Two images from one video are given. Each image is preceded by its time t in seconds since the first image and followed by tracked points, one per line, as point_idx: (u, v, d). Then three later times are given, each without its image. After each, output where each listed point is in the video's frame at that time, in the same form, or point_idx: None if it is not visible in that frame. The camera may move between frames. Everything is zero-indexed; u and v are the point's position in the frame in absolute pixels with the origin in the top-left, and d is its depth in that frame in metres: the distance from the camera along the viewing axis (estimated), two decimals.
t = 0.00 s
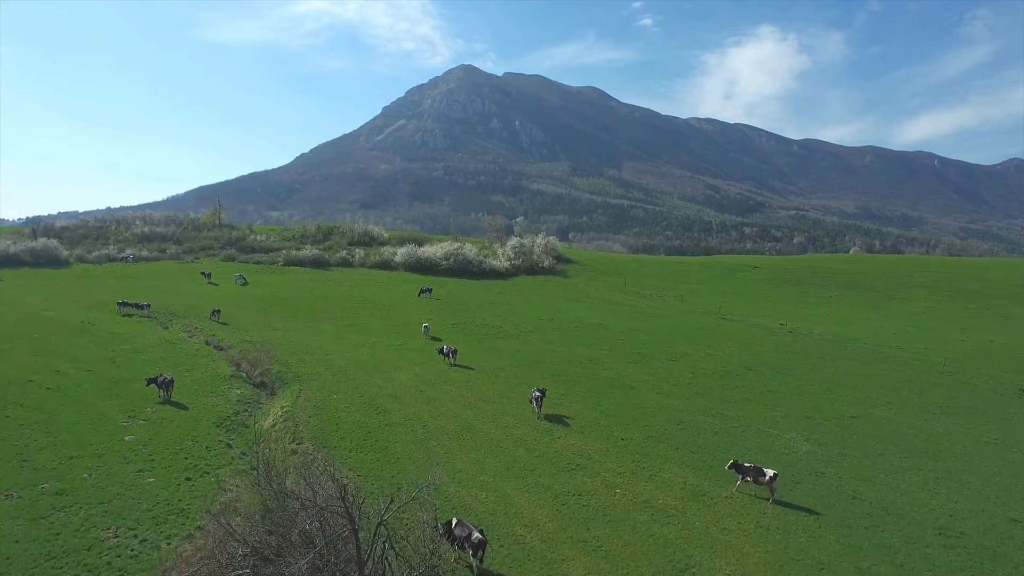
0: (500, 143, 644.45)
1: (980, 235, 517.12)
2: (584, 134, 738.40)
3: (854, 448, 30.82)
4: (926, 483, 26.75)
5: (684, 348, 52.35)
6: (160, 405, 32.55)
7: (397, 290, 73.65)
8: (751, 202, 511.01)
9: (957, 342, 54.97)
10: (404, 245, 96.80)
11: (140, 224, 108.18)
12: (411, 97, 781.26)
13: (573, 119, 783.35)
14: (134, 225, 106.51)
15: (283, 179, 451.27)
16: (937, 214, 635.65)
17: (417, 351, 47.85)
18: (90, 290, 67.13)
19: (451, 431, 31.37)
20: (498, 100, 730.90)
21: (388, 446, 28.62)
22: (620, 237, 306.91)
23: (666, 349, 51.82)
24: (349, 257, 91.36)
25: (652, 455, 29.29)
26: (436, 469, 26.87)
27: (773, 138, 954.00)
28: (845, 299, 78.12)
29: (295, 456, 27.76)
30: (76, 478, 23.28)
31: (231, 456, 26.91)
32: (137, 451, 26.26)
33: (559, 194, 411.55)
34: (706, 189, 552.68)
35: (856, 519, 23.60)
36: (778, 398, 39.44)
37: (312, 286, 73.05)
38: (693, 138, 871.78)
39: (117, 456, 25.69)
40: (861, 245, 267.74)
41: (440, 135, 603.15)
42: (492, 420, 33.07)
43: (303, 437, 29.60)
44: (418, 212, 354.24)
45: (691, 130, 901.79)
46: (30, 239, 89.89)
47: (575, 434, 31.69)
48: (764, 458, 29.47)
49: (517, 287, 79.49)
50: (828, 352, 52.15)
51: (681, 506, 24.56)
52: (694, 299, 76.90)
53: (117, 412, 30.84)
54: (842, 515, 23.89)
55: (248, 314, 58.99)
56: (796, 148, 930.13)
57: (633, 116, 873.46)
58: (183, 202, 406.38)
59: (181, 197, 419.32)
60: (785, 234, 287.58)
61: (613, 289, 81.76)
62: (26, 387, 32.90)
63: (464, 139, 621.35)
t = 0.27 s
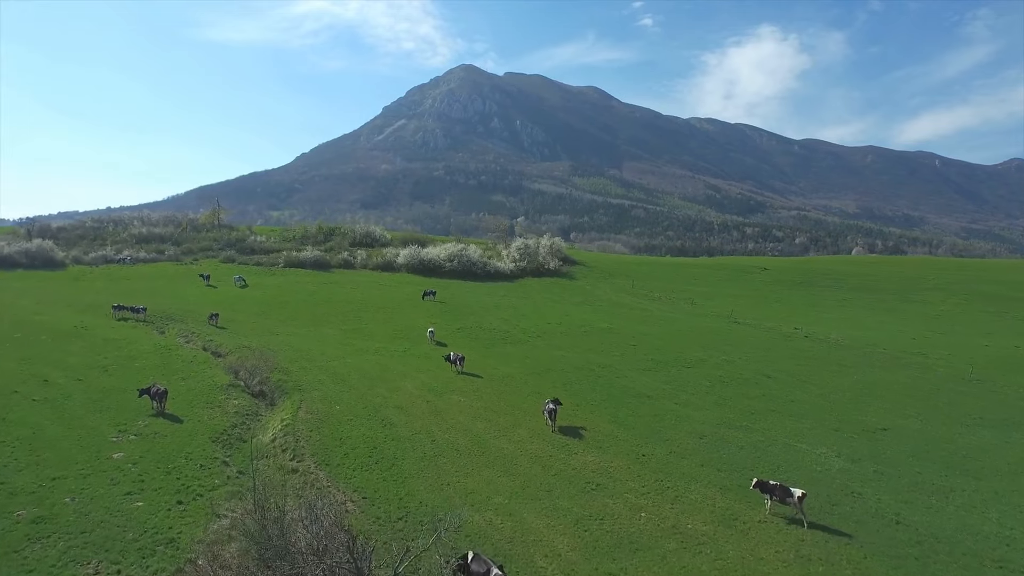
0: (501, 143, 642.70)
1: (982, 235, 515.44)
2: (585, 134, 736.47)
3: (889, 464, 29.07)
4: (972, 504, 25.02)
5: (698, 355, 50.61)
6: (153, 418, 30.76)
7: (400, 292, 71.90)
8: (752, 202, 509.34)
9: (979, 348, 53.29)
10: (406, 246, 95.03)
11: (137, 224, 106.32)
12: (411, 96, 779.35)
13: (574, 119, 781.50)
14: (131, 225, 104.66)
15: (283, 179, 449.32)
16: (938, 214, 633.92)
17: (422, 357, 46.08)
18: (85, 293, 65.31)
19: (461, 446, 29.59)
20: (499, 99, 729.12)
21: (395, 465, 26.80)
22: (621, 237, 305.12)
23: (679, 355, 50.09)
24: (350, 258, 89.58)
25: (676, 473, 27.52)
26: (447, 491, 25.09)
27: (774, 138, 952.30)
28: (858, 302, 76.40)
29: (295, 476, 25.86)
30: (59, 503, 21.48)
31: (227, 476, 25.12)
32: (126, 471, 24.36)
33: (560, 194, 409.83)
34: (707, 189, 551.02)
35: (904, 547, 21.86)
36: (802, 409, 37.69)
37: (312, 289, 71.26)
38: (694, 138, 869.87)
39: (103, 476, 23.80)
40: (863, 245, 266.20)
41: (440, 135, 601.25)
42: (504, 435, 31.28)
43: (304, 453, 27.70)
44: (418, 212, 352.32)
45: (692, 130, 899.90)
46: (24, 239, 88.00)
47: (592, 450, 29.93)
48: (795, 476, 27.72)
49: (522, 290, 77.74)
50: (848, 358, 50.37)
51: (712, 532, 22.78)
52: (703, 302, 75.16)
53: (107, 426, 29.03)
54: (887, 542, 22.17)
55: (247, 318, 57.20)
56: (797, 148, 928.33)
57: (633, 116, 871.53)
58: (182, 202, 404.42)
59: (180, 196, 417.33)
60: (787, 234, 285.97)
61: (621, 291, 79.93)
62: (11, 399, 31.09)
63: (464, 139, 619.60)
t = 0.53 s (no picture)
0: (501, 143, 640.82)
1: (984, 235, 513.53)
2: (586, 134, 734.60)
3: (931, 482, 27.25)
4: None
5: (713, 361, 48.79)
6: (146, 432, 28.93)
7: (403, 295, 70.07)
8: (753, 202, 507.44)
9: (1004, 353, 51.48)
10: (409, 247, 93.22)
11: (135, 224, 104.53)
12: (411, 96, 777.54)
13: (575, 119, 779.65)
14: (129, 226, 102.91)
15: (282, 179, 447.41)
16: (940, 214, 631.91)
17: (428, 364, 44.25)
18: (80, 295, 63.48)
19: (473, 463, 27.76)
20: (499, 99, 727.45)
21: (404, 486, 25.01)
22: (623, 237, 303.26)
23: (694, 361, 48.28)
24: (352, 259, 87.75)
25: (705, 494, 25.71)
26: (461, 515, 23.26)
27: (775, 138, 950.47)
28: (872, 305, 74.57)
29: (297, 498, 23.96)
30: (40, 533, 19.65)
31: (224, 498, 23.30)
32: (114, 494, 22.50)
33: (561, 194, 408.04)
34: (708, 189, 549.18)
35: None
36: (828, 420, 35.87)
37: (314, 291, 69.43)
38: (695, 138, 867.81)
39: (89, 499, 21.96)
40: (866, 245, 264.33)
41: (440, 135, 599.38)
42: (518, 450, 29.43)
43: (306, 472, 25.81)
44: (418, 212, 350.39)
45: (693, 130, 897.62)
46: (19, 240, 86.17)
47: (613, 467, 28.11)
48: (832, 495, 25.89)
49: (528, 292, 75.92)
50: (869, 365, 48.57)
51: (751, 563, 20.97)
52: (714, 305, 73.35)
53: (96, 442, 27.19)
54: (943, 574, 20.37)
55: (246, 322, 55.38)
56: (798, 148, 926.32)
57: (634, 116, 869.57)
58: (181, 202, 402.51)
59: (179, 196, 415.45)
60: (789, 234, 284.11)
61: (629, 293, 78.09)
62: None
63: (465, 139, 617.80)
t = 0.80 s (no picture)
0: (502, 143, 639.20)
1: (986, 235, 511.76)
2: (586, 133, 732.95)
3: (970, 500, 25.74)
4: None
5: (728, 367, 47.24)
6: (139, 446, 27.44)
7: (406, 297, 68.54)
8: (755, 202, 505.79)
9: None
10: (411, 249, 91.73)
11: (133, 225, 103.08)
12: (412, 96, 776.10)
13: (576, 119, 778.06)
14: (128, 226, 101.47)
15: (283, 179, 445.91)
16: (942, 214, 629.94)
17: (434, 371, 42.75)
18: (76, 298, 62.02)
19: (485, 480, 26.24)
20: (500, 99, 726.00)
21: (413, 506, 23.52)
22: (624, 237, 301.63)
23: (708, 367, 46.76)
24: (354, 260, 86.26)
25: (732, 514, 24.20)
26: (475, 540, 21.76)
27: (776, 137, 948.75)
28: (884, 307, 73.04)
29: (299, 521, 22.43)
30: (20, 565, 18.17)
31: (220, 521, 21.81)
32: (103, 518, 20.99)
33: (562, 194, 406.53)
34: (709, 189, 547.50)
35: None
36: (853, 430, 34.35)
37: (315, 293, 67.92)
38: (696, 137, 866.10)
39: (76, 524, 20.49)
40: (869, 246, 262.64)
41: (441, 134, 597.87)
42: (532, 465, 27.92)
43: (309, 491, 24.33)
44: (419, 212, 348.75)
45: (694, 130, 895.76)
46: (16, 241, 84.72)
47: (632, 484, 26.60)
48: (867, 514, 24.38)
49: (534, 295, 74.39)
50: (889, 371, 47.00)
51: None
52: (724, 308, 71.80)
53: (86, 457, 25.69)
54: None
55: (246, 326, 53.87)
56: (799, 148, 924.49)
57: (635, 116, 867.90)
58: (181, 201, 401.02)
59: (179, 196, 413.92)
60: (791, 234, 282.44)
61: (637, 296, 76.58)
62: None
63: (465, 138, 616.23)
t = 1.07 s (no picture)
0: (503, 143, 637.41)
1: (989, 235, 509.63)
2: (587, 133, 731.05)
3: None
4: None
5: (746, 373, 45.46)
6: (132, 465, 25.64)
7: (410, 300, 66.75)
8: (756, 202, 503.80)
9: None
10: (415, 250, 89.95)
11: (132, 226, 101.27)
12: (412, 95, 774.36)
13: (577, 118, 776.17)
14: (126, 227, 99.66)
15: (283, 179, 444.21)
16: (944, 214, 627.74)
17: (442, 379, 40.97)
18: (71, 301, 60.23)
19: (503, 501, 24.43)
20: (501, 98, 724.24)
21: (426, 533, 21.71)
22: (626, 237, 299.73)
23: (726, 374, 44.98)
24: (356, 262, 84.46)
25: (771, 541, 22.41)
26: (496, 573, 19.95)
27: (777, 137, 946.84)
28: (900, 310, 71.23)
29: (303, 551, 20.63)
30: None
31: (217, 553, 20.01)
32: (89, 551, 19.22)
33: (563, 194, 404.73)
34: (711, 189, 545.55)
35: None
36: (887, 444, 32.55)
37: (317, 296, 66.12)
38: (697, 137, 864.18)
39: (60, 559, 18.73)
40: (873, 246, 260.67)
41: (441, 134, 596.02)
42: (552, 485, 26.11)
43: (314, 516, 22.54)
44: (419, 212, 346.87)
45: (695, 129, 893.74)
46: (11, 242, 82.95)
47: (660, 506, 24.77)
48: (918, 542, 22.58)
49: (541, 297, 72.57)
50: (914, 378, 45.21)
51: None
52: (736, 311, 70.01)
53: (74, 478, 23.88)
54: None
55: (246, 331, 52.07)
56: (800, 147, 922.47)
57: (636, 116, 865.92)
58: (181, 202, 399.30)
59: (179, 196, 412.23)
60: (795, 234, 280.50)
61: (646, 298, 74.77)
62: None
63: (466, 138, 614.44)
